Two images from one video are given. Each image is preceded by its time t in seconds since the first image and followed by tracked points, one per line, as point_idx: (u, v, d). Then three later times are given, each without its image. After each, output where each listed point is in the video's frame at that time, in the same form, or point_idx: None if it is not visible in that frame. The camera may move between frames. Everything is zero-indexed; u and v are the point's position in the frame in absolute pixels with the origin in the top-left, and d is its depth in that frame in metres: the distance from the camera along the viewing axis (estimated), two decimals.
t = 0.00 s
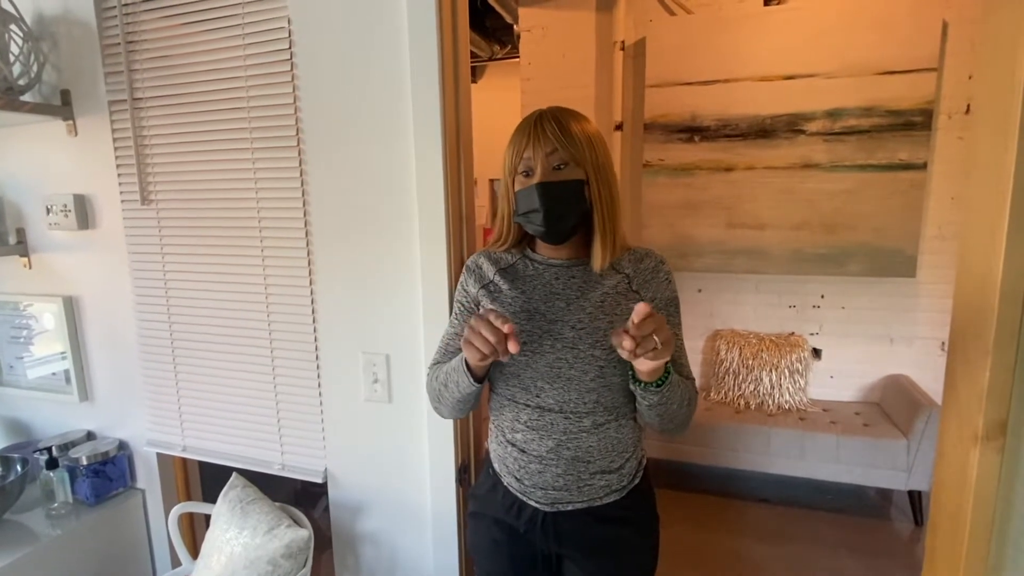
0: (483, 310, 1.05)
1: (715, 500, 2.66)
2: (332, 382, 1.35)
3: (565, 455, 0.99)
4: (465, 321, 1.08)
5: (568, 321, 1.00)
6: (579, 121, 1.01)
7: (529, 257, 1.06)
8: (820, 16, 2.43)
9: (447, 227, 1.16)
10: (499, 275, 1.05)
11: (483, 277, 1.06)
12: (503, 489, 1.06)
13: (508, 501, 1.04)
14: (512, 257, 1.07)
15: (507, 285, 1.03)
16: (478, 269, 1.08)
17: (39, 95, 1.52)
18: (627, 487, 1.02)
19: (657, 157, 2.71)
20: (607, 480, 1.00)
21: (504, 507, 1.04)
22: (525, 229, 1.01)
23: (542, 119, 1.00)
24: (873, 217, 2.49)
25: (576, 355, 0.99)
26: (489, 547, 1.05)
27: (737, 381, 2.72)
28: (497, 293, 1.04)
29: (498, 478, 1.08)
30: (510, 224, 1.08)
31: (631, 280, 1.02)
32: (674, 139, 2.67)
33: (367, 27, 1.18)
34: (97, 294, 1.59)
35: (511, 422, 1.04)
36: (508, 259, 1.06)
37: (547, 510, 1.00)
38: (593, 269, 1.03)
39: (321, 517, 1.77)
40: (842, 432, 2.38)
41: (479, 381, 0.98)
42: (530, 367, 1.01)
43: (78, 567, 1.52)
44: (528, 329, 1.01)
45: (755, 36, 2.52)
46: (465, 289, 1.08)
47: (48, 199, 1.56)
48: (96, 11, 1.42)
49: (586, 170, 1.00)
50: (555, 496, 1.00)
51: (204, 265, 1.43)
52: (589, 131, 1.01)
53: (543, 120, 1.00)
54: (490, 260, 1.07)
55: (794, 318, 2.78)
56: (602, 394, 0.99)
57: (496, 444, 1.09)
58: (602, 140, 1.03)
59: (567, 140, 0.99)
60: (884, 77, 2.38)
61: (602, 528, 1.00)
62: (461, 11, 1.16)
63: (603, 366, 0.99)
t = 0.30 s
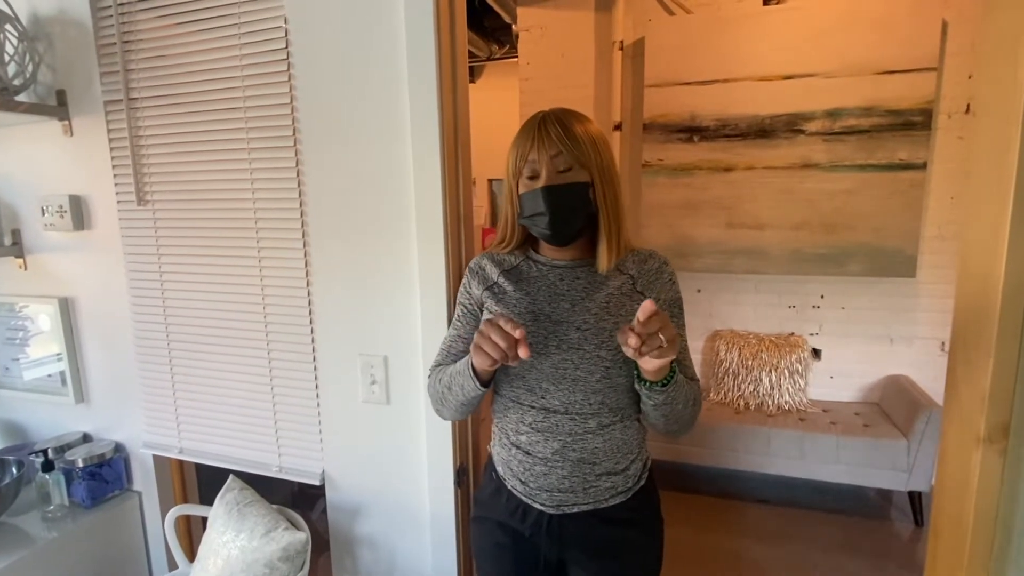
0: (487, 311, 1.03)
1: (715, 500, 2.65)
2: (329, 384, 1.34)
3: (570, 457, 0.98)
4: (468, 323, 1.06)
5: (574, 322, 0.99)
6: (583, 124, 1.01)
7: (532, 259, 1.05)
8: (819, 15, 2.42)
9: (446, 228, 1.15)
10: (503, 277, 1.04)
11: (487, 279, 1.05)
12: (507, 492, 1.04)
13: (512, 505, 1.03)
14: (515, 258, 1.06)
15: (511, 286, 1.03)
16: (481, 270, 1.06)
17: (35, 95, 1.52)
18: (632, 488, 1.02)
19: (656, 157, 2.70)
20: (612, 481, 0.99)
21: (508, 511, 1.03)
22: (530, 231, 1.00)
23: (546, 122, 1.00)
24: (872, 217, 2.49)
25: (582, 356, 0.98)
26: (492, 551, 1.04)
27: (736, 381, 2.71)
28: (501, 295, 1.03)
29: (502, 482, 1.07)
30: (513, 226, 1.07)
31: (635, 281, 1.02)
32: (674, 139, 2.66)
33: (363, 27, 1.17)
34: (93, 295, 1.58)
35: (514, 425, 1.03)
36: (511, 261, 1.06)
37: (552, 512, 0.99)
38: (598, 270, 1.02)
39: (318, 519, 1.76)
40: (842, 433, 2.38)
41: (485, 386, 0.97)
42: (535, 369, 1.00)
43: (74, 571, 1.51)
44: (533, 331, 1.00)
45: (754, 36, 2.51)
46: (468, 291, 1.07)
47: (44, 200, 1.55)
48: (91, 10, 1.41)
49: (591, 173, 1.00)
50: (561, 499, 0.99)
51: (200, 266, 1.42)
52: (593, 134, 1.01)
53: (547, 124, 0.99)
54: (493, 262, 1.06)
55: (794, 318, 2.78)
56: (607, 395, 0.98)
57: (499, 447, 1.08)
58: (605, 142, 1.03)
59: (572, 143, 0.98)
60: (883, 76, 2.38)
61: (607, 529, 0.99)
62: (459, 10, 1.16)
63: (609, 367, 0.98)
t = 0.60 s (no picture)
0: (497, 311, 1.03)
1: (715, 500, 2.65)
2: (330, 385, 1.34)
3: (579, 458, 0.98)
4: (474, 323, 1.06)
5: (587, 323, 0.99)
6: (566, 122, 1.02)
7: (542, 260, 1.06)
8: (820, 15, 2.42)
9: (447, 228, 1.15)
10: (513, 277, 1.04)
11: (496, 279, 1.05)
12: (512, 494, 1.04)
13: (517, 507, 1.02)
14: (525, 259, 1.06)
15: (522, 286, 1.02)
16: (489, 270, 1.06)
17: (34, 95, 1.52)
18: (638, 489, 1.03)
19: (656, 157, 2.70)
20: (619, 482, 1.00)
21: (514, 513, 1.02)
22: (544, 236, 1.01)
23: (531, 129, 1.01)
24: (872, 217, 2.49)
25: (595, 357, 0.98)
26: (495, 553, 1.04)
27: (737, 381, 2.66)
28: (511, 294, 1.02)
29: (506, 484, 1.06)
30: (525, 235, 1.07)
31: (647, 285, 1.03)
32: (674, 139, 2.66)
33: (363, 26, 1.17)
34: (93, 296, 1.58)
35: (522, 425, 1.02)
36: (520, 261, 1.06)
37: (559, 513, 0.99)
38: (609, 271, 1.03)
39: (319, 519, 1.77)
40: (842, 433, 2.38)
41: (493, 391, 0.94)
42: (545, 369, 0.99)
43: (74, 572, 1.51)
44: (544, 331, 1.00)
45: (754, 36, 2.51)
46: (477, 291, 1.06)
47: (43, 200, 1.55)
48: (90, 9, 1.41)
49: (588, 165, 1.01)
50: (568, 500, 0.99)
51: (200, 267, 1.42)
52: (578, 128, 1.02)
53: (533, 131, 1.01)
54: (502, 262, 1.06)
55: (795, 318, 2.78)
56: (617, 397, 0.99)
57: (504, 447, 1.07)
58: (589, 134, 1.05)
59: (561, 142, 1.00)
60: (883, 76, 2.38)
61: (612, 530, 0.99)
62: (460, 10, 1.15)
63: (622, 369, 0.99)
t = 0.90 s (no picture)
0: (503, 311, 1.02)
1: (715, 500, 2.65)
2: (331, 384, 1.34)
3: (588, 457, 0.99)
4: (478, 323, 1.05)
5: (598, 322, 0.99)
6: (561, 122, 1.01)
7: (546, 260, 1.06)
8: (820, 14, 2.42)
9: (449, 228, 1.15)
10: (519, 276, 1.03)
11: (502, 279, 1.04)
12: (517, 496, 1.03)
13: (523, 509, 1.02)
14: (530, 259, 1.06)
15: (529, 285, 1.02)
16: (494, 271, 1.05)
17: (34, 94, 1.51)
18: (644, 487, 1.04)
19: (657, 157, 2.70)
20: (626, 480, 1.01)
21: (519, 515, 1.02)
22: (545, 239, 1.02)
23: (527, 134, 1.01)
24: (873, 216, 2.49)
25: (606, 356, 0.98)
26: (499, 556, 1.03)
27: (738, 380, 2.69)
28: (519, 294, 1.02)
29: (510, 486, 1.05)
30: (526, 237, 1.07)
31: (654, 285, 1.05)
32: (674, 139, 2.66)
33: (364, 25, 1.17)
34: (93, 295, 1.57)
35: (529, 425, 1.02)
36: (526, 261, 1.05)
37: (566, 513, 0.99)
38: (615, 271, 1.04)
39: (320, 519, 1.78)
40: (843, 433, 2.38)
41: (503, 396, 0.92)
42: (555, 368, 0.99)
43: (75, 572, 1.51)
44: (554, 330, 0.99)
45: (755, 35, 2.51)
46: (481, 291, 1.05)
47: (44, 199, 1.55)
48: (91, 8, 1.41)
49: (586, 167, 1.01)
50: (577, 500, 0.99)
51: (201, 266, 1.42)
52: (573, 128, 1.02)
53: (529, 134, 1.00)
54: (506, 262, 1.06)
55: (795, 318, 2.78)
56: (626, 396, 0.99)
57: (509, 448, 1.06)
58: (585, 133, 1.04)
59: (557, 145, 0.99)
60: (884, 76, 2.38)
61: (618, 529, 1.00)
62: (461, 9, 1.15)
63: (633, 368, 0.99)
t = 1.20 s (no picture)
0: (506, 309, 1.01)
1: (716, 500, 2.65)
2: (332, 383, 1.34)
3: (590, 455, 0.99)
4: (479, 321, 1.04)
5: (601, 320, 0.99)
6: (567, 122, 1.01)
7: (549, 258, 1.06)
8: (821, 14, 2.42)
9: (450, 226, 1.15)
10: (522, 274, 1.03)
11: (504, 277, 1.03)
12: (518, 495, 1.03)
13: (524, 508, 1.02)
14: (532, 257, 1.06)
15: (532, 283, 1.02)
16: (496, 269, 1.05)
17: (35, 92, 1.51)
18: (645, 485, 1.04)
19: (658, 156, 2.70)
20: (628, 477, 1.01)
21: (521, 514, 1.02)
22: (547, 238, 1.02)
23: (532, 132, 1.00)
24: (874, 216, 2.49)
25: (609, 353, 0.98)
26: (499, 556, 1.03)
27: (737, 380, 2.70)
28: (522, 291, 1.01)
29: (510, 486, 1.05)
30: (529, 235, 1.08)
31: (655, 283, 1.05)
32: (675, 138, 2.66)
33: (366, 22, 1.16)
34: (93, 293, 1.57)
35: (531, 423, 1.01)
36: (528, 259, 1.05)
37: (569, 511, 0.99)
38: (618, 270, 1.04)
39: (320, 518, 1.78)
40: (844, 432, 2.38)
41: (515, 395, 0.91)
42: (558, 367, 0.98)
43: (75, 570, 1.51)
44: (557, 328, 0.99)
45: (755, 34, 2.51)
46: (483, 288, 1.04)
47: (44, 197, 1.54)
48: (91, 6, 1.41)
49: (590, 167, 1.01)
50: (578, 497, 0.99)
51: (201, 264, 1.42)
52: (580, 129, 1.01)
53: (533, 133, 1.00)
54: (508, 259, 1.05)
55: (796, 317, 2.78)
56: (629, 393, 0.99)
57: (509, 447, 1.06)
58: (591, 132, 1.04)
59: (562, 145, 0.99)
60: (885, 75, 2.38)
61: (619, 528, 1.00)
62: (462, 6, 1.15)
63: (636, 366, 0.99)
